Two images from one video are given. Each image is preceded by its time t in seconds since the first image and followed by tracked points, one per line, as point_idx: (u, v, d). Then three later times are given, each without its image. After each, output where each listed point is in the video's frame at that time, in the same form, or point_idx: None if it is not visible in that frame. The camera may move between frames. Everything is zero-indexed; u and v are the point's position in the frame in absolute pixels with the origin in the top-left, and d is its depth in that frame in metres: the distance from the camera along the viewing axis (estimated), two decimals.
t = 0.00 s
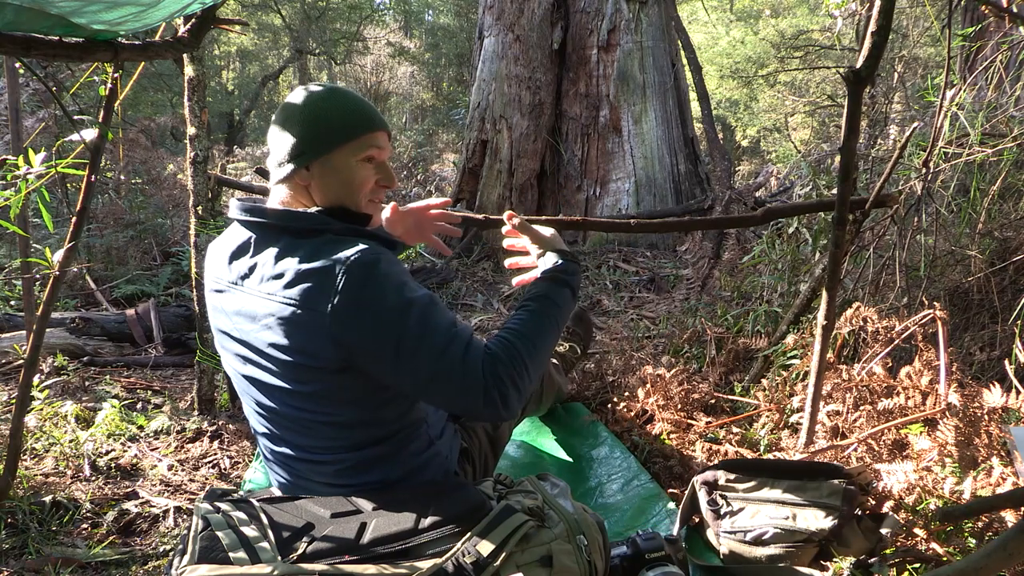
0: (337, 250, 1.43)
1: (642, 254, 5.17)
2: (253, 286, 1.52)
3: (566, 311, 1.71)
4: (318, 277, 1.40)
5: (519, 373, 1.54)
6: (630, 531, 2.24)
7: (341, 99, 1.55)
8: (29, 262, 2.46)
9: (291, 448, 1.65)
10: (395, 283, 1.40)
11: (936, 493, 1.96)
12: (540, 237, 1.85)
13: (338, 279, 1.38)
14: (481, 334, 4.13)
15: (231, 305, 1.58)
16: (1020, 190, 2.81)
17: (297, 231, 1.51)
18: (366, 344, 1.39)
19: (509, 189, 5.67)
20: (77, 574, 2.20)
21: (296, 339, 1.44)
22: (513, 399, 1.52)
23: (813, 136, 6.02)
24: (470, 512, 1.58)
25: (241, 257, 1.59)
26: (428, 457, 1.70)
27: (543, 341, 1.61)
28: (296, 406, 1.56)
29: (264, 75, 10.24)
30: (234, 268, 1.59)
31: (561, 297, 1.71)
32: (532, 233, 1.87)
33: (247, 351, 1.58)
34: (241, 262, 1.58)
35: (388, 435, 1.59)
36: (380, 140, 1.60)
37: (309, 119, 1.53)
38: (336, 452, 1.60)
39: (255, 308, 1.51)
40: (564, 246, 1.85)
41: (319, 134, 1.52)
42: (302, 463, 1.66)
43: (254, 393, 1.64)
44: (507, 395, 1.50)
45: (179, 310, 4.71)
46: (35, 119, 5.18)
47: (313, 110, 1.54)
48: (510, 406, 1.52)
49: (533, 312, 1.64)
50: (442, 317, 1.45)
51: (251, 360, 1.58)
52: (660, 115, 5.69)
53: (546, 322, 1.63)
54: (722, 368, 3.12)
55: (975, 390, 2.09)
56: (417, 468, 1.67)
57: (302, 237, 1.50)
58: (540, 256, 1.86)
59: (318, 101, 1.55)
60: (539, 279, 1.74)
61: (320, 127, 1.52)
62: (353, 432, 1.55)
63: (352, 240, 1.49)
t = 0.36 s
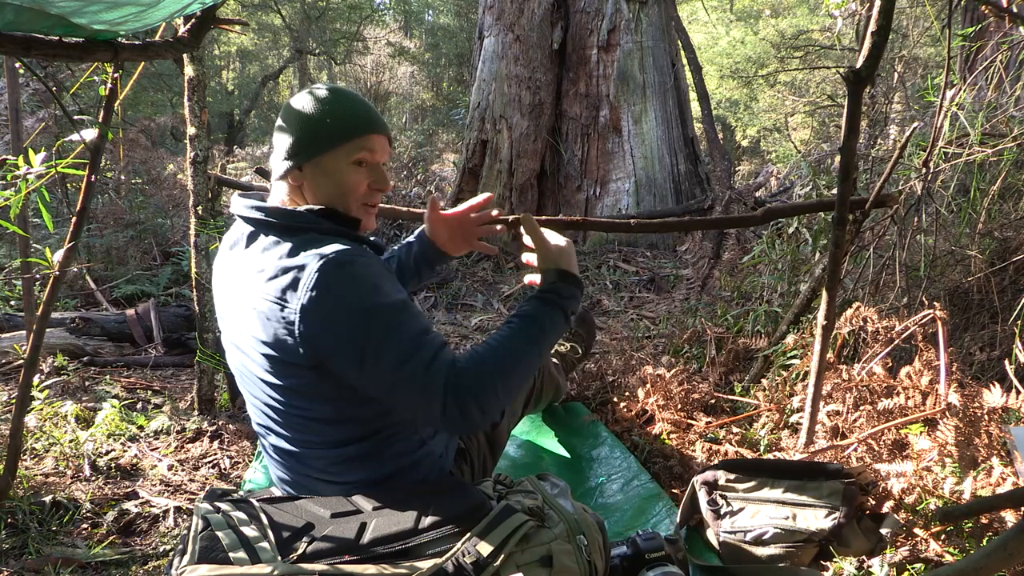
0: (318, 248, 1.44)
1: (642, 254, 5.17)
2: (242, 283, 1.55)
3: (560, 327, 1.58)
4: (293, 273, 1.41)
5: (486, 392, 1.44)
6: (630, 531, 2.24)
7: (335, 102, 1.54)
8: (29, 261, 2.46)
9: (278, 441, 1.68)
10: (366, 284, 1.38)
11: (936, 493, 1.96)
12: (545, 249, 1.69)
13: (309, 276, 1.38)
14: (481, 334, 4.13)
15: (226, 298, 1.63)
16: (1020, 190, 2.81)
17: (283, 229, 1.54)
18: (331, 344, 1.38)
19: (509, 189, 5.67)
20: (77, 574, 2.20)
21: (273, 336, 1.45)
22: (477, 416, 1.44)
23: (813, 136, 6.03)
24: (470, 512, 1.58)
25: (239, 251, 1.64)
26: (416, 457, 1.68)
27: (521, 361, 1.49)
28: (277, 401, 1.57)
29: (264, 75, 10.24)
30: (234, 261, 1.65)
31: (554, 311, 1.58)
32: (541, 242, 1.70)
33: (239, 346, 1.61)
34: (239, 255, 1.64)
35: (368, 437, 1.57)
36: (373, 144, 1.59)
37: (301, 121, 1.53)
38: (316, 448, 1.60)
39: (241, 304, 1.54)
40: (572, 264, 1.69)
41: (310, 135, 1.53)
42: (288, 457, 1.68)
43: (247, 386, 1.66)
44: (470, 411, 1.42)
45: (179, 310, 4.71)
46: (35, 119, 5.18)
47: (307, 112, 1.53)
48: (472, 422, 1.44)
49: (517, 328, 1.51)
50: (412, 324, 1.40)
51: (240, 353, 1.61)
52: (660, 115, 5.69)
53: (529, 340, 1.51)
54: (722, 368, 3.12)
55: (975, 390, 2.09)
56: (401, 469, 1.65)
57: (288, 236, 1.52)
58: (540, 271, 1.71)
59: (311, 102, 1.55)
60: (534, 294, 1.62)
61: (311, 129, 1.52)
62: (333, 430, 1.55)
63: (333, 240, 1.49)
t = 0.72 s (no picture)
0: (308, 247, 1.45)
1: (642, 254, 5.17)
2: (238, 281, 1.57)
3: (541, 353, 1.50)
4: (279, 270, 1.42)
5: (446, 414, 1.38)
6: (630, 531, 2.23)
7: (333, 103, 1.53)
8: (29, 261, 2.46)
9: (270, 437, 1.70)
10: (346, 287, 1.37)
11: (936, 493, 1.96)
12: (535, 267, 1.58)
13: (291, 275, 1.38)
14: (481, 334, 4.13)
15: (226, 293, 1.66)
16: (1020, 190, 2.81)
17: (279, 227, 1.55)
18: (307, 345, 1.38)
19: (509, 189, 5.67)
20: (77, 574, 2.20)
21: (258, 333, 1.46)
22: (436, 436, 1.39)
23: (813, 136, 6.03)
24: (470, 512, 1.58)
25: (240, 247, 1.66)
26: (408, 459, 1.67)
27: (491, 386, 1.42)
28: (265, 397, 1.59)
29: (264, 75, 10.25)
30: (234, 256, 1.68)
31: (536, 336, 1.49)
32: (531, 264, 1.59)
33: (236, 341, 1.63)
34: (238, 251, 1.66)
35: (352, 438, 1.57)
36: (371, 145, 1.58)
37: (297, 123, 1.53)
38: (302, 446, 1.61)
39: (236, 300, 1.56)
40: (563, 288, 1.59)
41: (307, 136, 1.52)
42: (280, 453, 1.70)
43: (243, 382, 1.68)
44: (427, 429, 1.37)
45: (179, 310, 4.71)
46: (35, 119, 5.18)
47: (304, 114, 1.53)
48: (432, 441, 1.39)
49: (493, 351, 1.45)
50: (384, 332, 1.37)
51: (235, 348, 1.64)
52: (660, 115, 5.69)
53: (503, 365, 1.44)
54: (722, 368, 3.12)
55: (975, 390, 2.09)
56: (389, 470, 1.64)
57: (283, 236, 1.53)
58: (528, 288, 1.61)
59: (308, 104, 1.54)
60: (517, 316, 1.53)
61: (306, 130, 1.52)
62: (316, 430, 1.56)
63: (324, 241, 1.49)
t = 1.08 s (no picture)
0: (313, 248, 1.45)
1: (642, 254, 5.17)
2: (243, 281, 1.57)
3: (545, 358, 1.49)
4: (284, 271, 1.42)
5: (449, 417, 1.37)
6: (631, 531, 2.23)
7: (337, 101, 1.54)
8: (29, 261, 2.46)
9: (272, 437, 1.70)
10: (352, 289, 1.37)
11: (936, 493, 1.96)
12: (540, 269, 1.58)
13: (296, 276, 1.38)
14: (482, 334, 4.13)
15: (229, 294, 1.66)
16: (1020, 190, 2.81)
17: (284, 227, 1.55)
18: (312, 346, 1.38)
19: (509, 189, 5.67)
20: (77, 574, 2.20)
21: (263, 334, 1.46)
22: (439, 440, 1.38)
23: (813, 136, 6.03)
24: (470, 512, 1.58)
25: (243, 247, 1.66)
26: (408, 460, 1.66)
27: (496, 390, 1.42)
28: (269, 397, 1.59)
29: (264, 75, 10.25)
30: (237, 257, 1.67)
31: (541, 341, 1.49)
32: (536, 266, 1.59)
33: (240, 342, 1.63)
34: (241, 252, 1.66)
35: (356, 440, 1.57)
36: (375, 144, 1.58)
37: (300, 122, 1.53)
38: (305, 446, 1.61)
39: (241, 300, 1.56)
40: (569, 291, 1.59)
41: (312, 135, 1.52)
42: (283, 454, 1.70)
43: (247, 382, 1.68)
44: (431, 432, 1.36)
45: (179, 310, 4.72)
46: (35, 119, 5.17)
47: (309, 113, 1.53)
48: (434, 444, 1.38)
49: (497, 355, 1.44)
50: (390, 334, 1.37)
51: (238, 348, 1.64)
52: (660, 115, 5.69)
53: (508, 369, 1.44)
54: (722, 368, 3.12)
55: (975, 390, 2.09)
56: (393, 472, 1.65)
57: (288, 237, 1.53)
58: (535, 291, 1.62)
59: (311, 103, 1.54)
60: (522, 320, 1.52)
61: (309, 129, 1.52)
62: (321, 431, 1.55)
63: (329, 242, 1.49)
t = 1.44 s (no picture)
0: (315, 248, 1.45)
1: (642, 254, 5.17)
2: (244, 282, 1.57)
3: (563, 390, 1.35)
4: (285, 271, 1.42)
5: (451, 425, 1.33)
6: (630, 531, 2.24)
7: (347, 105, 1.54)
8: (28, 261, 2.46)
9: (272, 439, 1.69)
10: (352, 290, 1.37)
11: (936, 493, 1.96)
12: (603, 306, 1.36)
13: (298, 276, 1.38)
14: (482, 334, 4.13)
15: (230, 294, 1.65)
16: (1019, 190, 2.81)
17: (286, 227, 1.55)
18: (313, 346, 1.37)
19: (509, 189, 5.67)
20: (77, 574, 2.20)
21: (264, 334, 1.46)
22: (439, 446, 1.35)
23: (813, 136, 6.03)
24: (470, 512, 1.59)
25: (244, 247, 1.65)
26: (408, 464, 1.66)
27: (504, 405, 1.34)
28: (269, 398, 1.58)
29: (264, 75, 10.24)
30: (238, 257, 1.67)
31: (561, 370, 1.33)
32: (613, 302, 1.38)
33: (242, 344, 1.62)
34: (241, 252, 1.65)
35: (356, 441, 1.56)
36: (382, 149, 1.58)
37: (306, 125, 1.53)
38: (306, 447, 1.61)
39: (242, 300, 1.56)
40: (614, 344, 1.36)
41: (320, 138, 1.52)
42: (283, 455, 1.69)
43: (248, 384, 1.67)
44: (431, 438, 1.33)
45: (179, 310, 4.72)
46: (35, 119, 5.18)
47: (318, 115, 1.53)
48: (435, 447, 1.36)
49: (514, 375, 1.34)
50: (390, 337, 1.36)
51: (239, 348, 1.63)
52: (660, 115, 5.69)
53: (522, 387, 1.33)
54: (722, 368, 3.12)
55: (975, 390, 2.09)
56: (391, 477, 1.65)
57: (289, 237, 1.52)
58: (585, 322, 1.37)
59: (317, 106, 1.55)
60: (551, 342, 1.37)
61: (315, 132, 1.52)
62: (321, 432, 1.55)
63: (329, 243, 1.49)
